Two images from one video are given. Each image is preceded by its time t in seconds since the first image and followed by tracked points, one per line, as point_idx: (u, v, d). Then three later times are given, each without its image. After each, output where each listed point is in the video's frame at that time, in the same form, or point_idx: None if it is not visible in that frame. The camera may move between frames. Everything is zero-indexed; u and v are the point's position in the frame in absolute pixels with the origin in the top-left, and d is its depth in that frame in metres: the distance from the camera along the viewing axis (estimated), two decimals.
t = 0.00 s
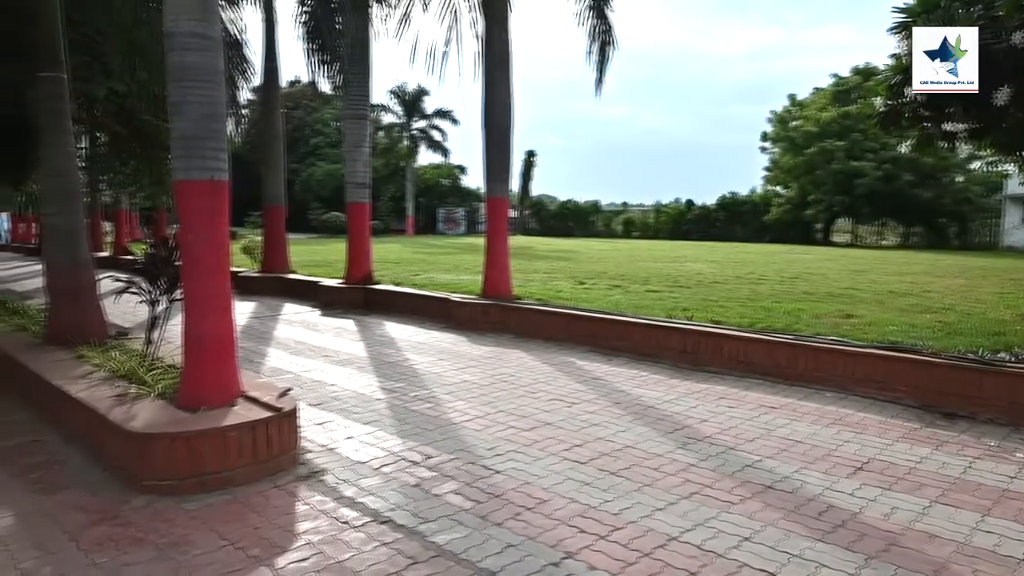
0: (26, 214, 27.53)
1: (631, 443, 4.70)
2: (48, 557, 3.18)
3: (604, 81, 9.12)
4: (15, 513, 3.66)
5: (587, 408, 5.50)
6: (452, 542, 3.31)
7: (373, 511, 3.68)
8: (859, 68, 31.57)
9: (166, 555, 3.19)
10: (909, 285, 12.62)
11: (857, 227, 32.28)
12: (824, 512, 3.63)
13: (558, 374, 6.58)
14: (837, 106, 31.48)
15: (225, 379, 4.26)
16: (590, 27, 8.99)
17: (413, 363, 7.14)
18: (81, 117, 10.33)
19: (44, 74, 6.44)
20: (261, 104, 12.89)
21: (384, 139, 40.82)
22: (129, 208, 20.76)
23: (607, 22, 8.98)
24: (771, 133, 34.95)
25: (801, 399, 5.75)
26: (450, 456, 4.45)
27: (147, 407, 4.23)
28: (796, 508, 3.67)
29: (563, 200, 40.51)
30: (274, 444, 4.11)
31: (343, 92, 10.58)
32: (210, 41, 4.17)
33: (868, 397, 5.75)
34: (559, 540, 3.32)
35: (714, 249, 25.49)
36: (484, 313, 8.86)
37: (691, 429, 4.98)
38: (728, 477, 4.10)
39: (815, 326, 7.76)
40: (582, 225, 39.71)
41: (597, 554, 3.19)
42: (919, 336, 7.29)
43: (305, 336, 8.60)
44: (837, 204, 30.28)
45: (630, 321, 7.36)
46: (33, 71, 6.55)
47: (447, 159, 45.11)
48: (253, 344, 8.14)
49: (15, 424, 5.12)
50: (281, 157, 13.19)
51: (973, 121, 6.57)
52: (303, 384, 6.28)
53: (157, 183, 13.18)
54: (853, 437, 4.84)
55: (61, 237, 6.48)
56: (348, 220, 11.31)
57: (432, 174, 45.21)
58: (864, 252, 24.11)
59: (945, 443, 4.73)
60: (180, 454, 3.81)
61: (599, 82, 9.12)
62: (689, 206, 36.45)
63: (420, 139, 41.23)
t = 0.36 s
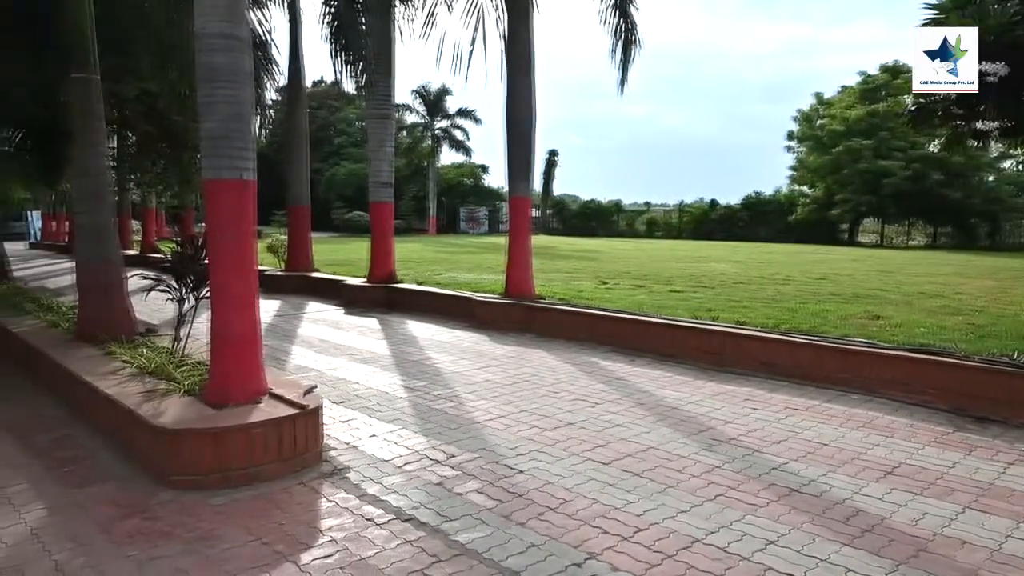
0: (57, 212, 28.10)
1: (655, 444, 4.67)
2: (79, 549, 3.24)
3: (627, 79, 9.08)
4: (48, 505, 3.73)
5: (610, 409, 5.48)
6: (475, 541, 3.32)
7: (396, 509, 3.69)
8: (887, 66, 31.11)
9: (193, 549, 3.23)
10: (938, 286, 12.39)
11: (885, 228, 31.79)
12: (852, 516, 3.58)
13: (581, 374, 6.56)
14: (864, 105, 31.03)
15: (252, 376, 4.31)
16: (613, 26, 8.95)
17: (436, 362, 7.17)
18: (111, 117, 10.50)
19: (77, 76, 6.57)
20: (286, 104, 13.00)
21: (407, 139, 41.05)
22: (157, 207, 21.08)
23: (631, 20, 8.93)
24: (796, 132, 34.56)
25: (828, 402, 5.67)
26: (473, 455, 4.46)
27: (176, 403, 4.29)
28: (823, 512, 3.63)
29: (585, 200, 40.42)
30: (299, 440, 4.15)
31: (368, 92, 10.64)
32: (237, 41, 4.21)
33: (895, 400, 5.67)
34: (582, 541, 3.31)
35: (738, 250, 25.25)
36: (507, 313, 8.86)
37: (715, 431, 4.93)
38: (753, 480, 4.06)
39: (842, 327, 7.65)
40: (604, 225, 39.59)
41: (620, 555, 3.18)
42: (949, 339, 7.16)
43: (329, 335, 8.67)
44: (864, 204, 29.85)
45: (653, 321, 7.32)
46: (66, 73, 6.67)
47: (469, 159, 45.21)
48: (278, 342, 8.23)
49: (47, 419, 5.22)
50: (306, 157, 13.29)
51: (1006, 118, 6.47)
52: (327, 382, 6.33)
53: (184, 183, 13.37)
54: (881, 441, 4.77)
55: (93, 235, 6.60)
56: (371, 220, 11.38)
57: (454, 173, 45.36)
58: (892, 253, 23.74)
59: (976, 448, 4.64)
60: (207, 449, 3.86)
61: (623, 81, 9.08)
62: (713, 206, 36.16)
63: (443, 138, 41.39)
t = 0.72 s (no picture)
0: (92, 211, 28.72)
1: (682, 445, 4.63)
2: (113, 541, 3.30)
3: (655, 78, 9.01)
4: (84, 498, 3.81)
5: (636, 409, 5.45)
6: (502, 540, 3.32)
7: (423, 507, 3.71)
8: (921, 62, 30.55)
9: (224, 544, 3.27)
10: (973, 287, 12.13)
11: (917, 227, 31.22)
12: (884, 521, 3.52)
13: (607, 374, 6.54)
14: (897, 102, 30.50)
15: (281, 373, 4.36)
16: (641, 24, 8.89)
17: (462, 360, 7.19)
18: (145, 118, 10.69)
19: (113, 77, 6.69)
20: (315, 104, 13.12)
21: (433, 138, 41.24)
22: (188, 206, 21.43)
23: (659, 18, 8.87)
24: (826, 131, 34.08)
25: (859, 404, 5.58)
26: (499, 454, 4.46)
27: (207, 399, 4.36)
28: (854, 516, 3.57)
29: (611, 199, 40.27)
30: (328, 437, 4.19)
31: (395, 92, 10.71)
32: (268, 42, 4.26)
33: (929, 404, 5.55)
34: (609, 542, 3.30)
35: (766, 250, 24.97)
36: (532, 312, 8.85)
37: (744, 433, 4.88)
38: (782, 482, 4.01)
39: (873, 329, 7.52)
40: (630, 224, 39.39)
41: (647, 556, 3.16)
42: (985, 341, 7.00)
43: (356, 333, 8.74)
44: (896, 203, 29.36)
45: (680, 322, 7.26)
46: (103, 74, 6.80)
47: (495, 158, 45.29)
48: (306, 339, 8.32)
49: (82, 414, 5.33)
50: (334, 156, 13.40)
51: None
52: (355, 379, 6.39)
53: (215, 182, 13.57)
54: (914, 445, 4.68)
55: (128, 234, 6.72)
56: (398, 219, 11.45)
57: (480, 173, 45.47)
58: (925, 253, 23.32)
59: (1013, 453, 4.53)
60: (237, 445, 3.91)
61: (650, 79, 9.02)
62: (741, 205, 35.79)
63: (469, 138, 41.52)
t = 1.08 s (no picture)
0: (131, 209, 29.36)
1: (715, 447, 4.58)
2: (152, 533, 3.37)
3: (687, 76, 8.92)
4: (123, 491, 3.90)
5: (668, 410, 5.40)
6: (533, 540, 3.32)
7: (454, 505, 3.72)
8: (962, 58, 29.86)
9: (259, 538, 3.32)
10: (1016, 289, 11.81)
11: (958, 227, 30.54)
12: (924, 528, 3.44)
13: (638, 374, 6.50)
14: (937, 99, 29.83)
15: (314, 371, 4.40)
16: (673, 22, 8.81)
17: (492, 359, 7.20)
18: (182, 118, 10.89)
19: (153, 78, 6.83)
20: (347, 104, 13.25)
21: (463, 137, 41.42)
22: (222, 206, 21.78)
23: (692, 16, 8.78)
24: (863, 128, 33.48)
25: (897, 408, 5.46)
26: (530, 454, 4.46)
27: (242, 395, 4.42)
28: (893, 523, 3.49)
29: (641, 198, 40.08)
30: (360, 434, 4.23)
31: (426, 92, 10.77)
32: (303, 43, 4.31)
33: (971, 408, 5.41)
34: (641, 543, 3.27)
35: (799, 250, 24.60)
36: (562, 312, 8.82)
37: (778, 436, 4.81)
38: (818, 487, 3.94)
39: (912, 331, 7.36)
40: (660, 223, 39.16)
41: (680, 559, 3.13)
42: None
43: (387, 331, 8.81)
44: (937, 202, 28.96)
45: (712, 323, 7.18)
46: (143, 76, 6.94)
47: (525, 157, 45.29)
48: (338, 337, 8.40)
49: (121, 408, 5.45)
50: (365, 156, 13.52)
51: None
52: (386, 378, 6.43)
53: (250, 182, 13.79)
54: (955, 450, 4.56)
55: (166, 232, 6.85)
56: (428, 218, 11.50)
57: (509, 172, 45.55)
58: (965, 253, 22.83)
59: None
60: (271, 440, 3.96)
61: (683, 77, 8.93)
62: (774, 204, 35.36)
63: (499, 137, 41.60)
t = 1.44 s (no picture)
0: (165, 208, 29.95)
1: (743, 449, 4.54)
2: (184, 527, 3.43)
3: (716, 73, 8.84)
4: (157, 485, 3.97)
5: (695, 411, 5.36)
6: (559, 540, 3.32)
7: (481, 504, 3.73)
8: (1001, 53, 29.17)
9: (289, 533, 3.36)
10: None
11: (995, 227, 29.86)
12: (960, 534, 3.37)
13: (665, 375, 6.46)
14: (974, 95, 29.14)
15: (343, 369, 4.45)
16: (702, 19, 8.73)
17: (518, 358, 7.21)
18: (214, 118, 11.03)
19: (186, 80, 6.94)
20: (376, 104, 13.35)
21: (490, 136, 41.53)
22: (253, 205, 22.09)
23: (721, 13, 8.69)
24: (897, 126, 32.87)
25: (932, 412, 5.35)
26: (556, 453, 4.45)
27: (272, 392, 4.48)
28: (927, 529, 3.43)
29: (669, 197, 39.84)
30: (387, 432, 4.26)
31: (454, 91, 10.81)
32: (333, 44, 4.35)
33: (1008, 412, 5.30)
34: (668, 545, 3.25)
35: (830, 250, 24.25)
36: (589, 312, 8.79)
37: (808, 438, 4.74)
38: (849, 491, 3.88)
39: (947, 333, 7.21)
40: (688, 222, 38.87)
41: (708, 562, 3.10)
42: None
43: (414, 330, 8.86)
44: (974, 201, 28.23)
45: (741, 323, 7.10)
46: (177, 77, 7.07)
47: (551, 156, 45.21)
48: (365, 335, 8.47)
49: (154, 404, 5.56)
50: (393, 156, 13.62)
51: None
52: (413, 376, 6.47)
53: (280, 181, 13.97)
54: (992, 455, 4.46)
55: (198, 230, 6.96)
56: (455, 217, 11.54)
57: (536, 171, 45.55)
58: (1003, 253, 22.30)
59: None
60: (301, 437, 4.01)
61: (712, 74, 8.85)
62: (804, 203, 34.89)
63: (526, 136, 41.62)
